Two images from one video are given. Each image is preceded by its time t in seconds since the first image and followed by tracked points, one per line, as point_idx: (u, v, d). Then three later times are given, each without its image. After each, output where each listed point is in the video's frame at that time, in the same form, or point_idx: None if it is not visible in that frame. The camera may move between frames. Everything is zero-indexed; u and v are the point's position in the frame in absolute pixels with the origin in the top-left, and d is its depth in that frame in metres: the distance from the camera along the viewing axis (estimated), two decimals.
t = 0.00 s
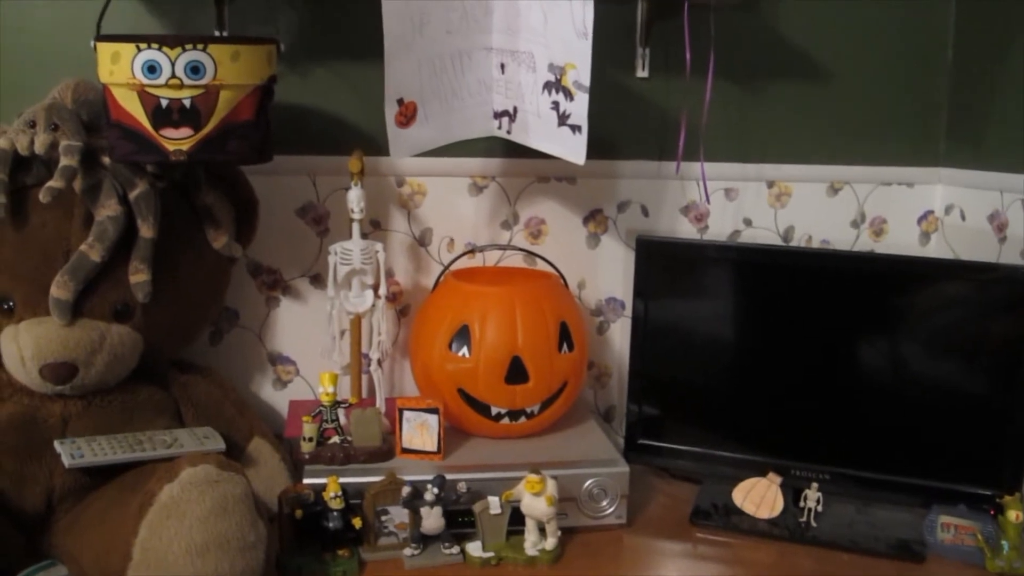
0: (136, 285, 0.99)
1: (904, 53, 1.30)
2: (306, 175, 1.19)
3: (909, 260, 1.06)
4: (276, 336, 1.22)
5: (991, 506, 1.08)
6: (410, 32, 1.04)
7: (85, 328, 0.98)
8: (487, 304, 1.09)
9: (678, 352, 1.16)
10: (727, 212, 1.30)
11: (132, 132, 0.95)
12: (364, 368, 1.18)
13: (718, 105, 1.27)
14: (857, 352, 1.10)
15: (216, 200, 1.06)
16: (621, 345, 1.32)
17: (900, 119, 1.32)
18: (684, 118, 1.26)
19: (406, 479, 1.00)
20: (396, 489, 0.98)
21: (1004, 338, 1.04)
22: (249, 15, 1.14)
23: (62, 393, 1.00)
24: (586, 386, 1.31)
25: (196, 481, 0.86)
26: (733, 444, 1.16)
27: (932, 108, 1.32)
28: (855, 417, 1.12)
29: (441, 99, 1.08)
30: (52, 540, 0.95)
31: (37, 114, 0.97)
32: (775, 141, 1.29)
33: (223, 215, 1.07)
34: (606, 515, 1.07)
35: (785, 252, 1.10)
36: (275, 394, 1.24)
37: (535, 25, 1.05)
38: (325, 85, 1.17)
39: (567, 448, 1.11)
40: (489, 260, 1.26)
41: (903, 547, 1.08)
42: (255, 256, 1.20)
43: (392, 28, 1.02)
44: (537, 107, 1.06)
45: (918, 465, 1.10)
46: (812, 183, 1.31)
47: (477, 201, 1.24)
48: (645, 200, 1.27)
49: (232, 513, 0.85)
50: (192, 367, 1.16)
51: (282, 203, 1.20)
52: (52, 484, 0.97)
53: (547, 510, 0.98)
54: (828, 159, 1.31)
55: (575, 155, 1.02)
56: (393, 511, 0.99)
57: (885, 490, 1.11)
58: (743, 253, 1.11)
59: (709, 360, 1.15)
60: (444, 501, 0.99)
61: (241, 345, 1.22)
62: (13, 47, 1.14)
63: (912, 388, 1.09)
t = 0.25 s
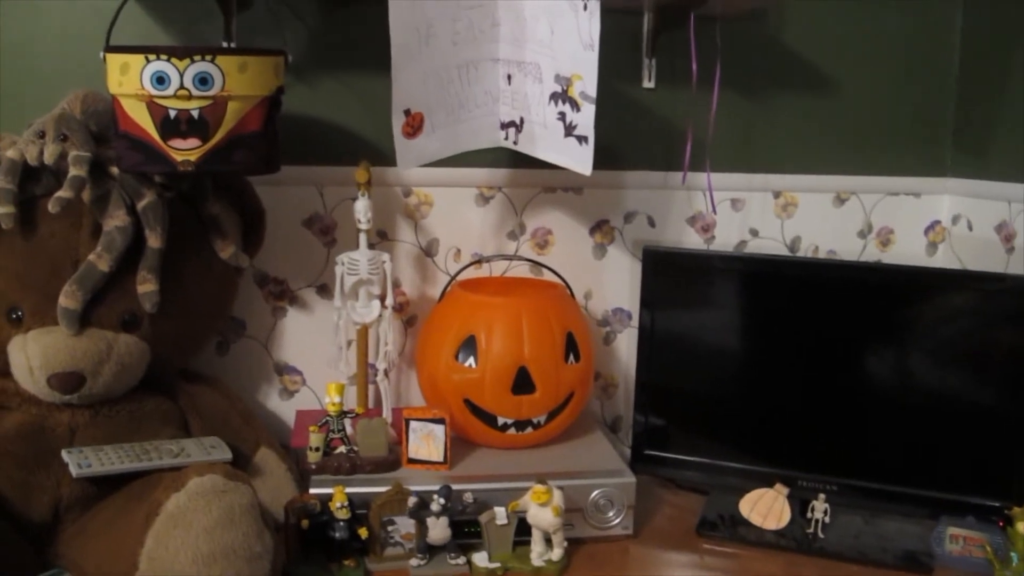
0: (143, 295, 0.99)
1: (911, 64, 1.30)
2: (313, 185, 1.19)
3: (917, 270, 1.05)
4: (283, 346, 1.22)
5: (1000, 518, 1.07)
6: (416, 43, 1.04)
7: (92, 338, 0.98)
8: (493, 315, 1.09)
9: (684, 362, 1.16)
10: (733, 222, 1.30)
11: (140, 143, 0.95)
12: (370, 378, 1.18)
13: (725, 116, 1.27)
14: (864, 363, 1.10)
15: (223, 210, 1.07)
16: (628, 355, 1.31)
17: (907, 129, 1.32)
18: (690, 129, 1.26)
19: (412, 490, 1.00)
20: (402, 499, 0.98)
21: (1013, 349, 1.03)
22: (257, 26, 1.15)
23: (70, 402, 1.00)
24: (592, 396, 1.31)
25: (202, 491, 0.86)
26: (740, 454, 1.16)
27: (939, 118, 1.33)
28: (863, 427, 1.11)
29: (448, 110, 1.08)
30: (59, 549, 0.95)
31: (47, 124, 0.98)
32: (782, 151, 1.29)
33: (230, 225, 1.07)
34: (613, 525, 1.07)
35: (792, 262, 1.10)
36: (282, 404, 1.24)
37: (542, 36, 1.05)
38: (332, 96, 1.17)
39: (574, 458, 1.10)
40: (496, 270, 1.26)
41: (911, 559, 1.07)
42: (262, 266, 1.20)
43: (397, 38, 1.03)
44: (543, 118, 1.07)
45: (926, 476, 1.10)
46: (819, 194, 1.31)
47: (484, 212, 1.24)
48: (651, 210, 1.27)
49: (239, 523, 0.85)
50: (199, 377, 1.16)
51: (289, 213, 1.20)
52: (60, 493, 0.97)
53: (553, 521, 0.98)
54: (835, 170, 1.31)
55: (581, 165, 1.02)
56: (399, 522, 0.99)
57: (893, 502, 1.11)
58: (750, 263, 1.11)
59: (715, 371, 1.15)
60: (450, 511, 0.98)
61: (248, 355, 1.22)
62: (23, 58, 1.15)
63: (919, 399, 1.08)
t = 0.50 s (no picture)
0: (152, 306, 0.99)
1: (919, 75, 1.31)
2: (321, 196, 1.20)
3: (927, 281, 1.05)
4: (290, 357, 1.22)
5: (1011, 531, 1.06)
6: (425, 55, 1.04)
7: (101, 348, 0.99)
8: (501, 326, 1.09)
9: (692, 373, 1.16)
10: (741, 234, 1.30)
11: (150, 154, 0.96)
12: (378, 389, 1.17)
13: (732, 127, 1.27)
14: (873, 374, 1.09)
15: (231, 221, 1.07)
16: (635, 366, 1.31)
17: (915, 140, 1.32)
18: (698, 140, 1.26)
19: (420, 501, 0.99)
20: (410, 510, 0.98)
21: None
22: (266, 39, 1.16)
23: (79, 413, 1.00)
24: (600, 407, 1.31)
25: (211, 501, 0.86)
26: (749, 466, 1.15)
27: (947, 130, 1.33)
28: (873, 439, 1.10)
29: (456, 122, 1.08)
30: (67, 559, 0.95)
31: (57, 135, 0.98)
32: (790, 162, 1.29)
33: (238, 235, 1.08)
34: (621, 537, 1.06)
35: (801, 273, 1.10)
36: (289, 414, 1.24)
37: (550, 48, 1.06)
38: (341, 107, 1.18)
39: (582, 470, 1.10)
40: (504, 281, 1.26)
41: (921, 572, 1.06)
42: (270, 277, 1.21)
43: (407, 50, 1.03)
44: (551, 129, 1.07)
45: (937, 489, 1.09)
46: (827, 205, 1.31)
47: (492, 223, 1.24)
48: (659, 221, 1.27)
49: (247, 532, 0.85)
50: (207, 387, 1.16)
51: (297, 224, 1.20)
52: (68, 503, 0.97)
53: (561, 532, 0.97)
54: (843, 181, 1.31)
55: (588, 177, 1.02)
56: (407, 533, 0.98)
57: (904, 514, 1.10)
58: (758, 274, 1.11)
59: (724, 382, 1.15)
60: (458, 523, 0.98)
61: (255, 365, 1.22)
62: (34, 70, 1.16)
63: (930, 411, 1.08)
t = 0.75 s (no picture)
0: (159, 323, 1.00)
1: (924, 95, 1.31)
2: (328, 215, 1.20)
3: (934, 300, 1.05)
4: (297, 375, 1.22)
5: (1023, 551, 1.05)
6: (432, 74, 1.05)
7: (108, 365, 0.99)
8: (508, 345, 1.09)
9: (699, 391, 1.15)
10: (747, 252, 1.30)
11: (158, 172, 0.96)
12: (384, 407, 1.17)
13: (738, 145, 1.27)
14: (881, 393, 1.09)
15: (240, 239, 1.08)
16: (642, 384, 1.31)
17: (921, 159, 1.32)
18: (704, 159, 1.26)
19: (426, 519, 0.99)
20: (416, 529, 0.97)
21: None
22: (275, 58, 1.17)
23: (86, 430, 1.00)
24: (607, 426, 1.30)
25: (217, 519, 0.87)
26: (756, 485, 1.15)
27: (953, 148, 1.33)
28: (881, 457, 1.10)
29: (463, 141, 1.09)
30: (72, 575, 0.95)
31: (66, 153, 0.99)
32: (795, 180, 1.30)
33: (246, 253, 1.08)
34: (628, 556, 1.05)
35: (807, 292, 1.10)
36: (295, 432, 1.24)
37: (556, 67, 1.06)
38: (349, 126, 1.19)
39: (588, 489, 1.09)
40: (510, 299, 1.26)
41: None
42: (277, 295, 1.21)
43: (413, 71, 1.04)
44: (558, 148, 1.07)
45: (947, 508, 1.08)
46: (833, 222, 1.31)
47: (498, 241, 1.24)
48: (665, 239, 1.27)
49: (253, 550, 0.86)
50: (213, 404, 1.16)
51: (304, 242, 1.21)
52: (74, 520, 0.98)
53: (567, 551, 0.96)
54: (848, 199, 1.31)
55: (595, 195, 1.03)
56: (413, 552, 0.96)
57: (913, 534, 1.09)
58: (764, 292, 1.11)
59: (730, 400, 1.14)
60: (464, 541, 0.97)
61: (261, 383, 1.22)
62: (45, 89, 1.17)
63: (938, 429, 1.07)
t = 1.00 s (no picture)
0: (167, 342, 1.00)
1: (930, 114, 1.32)
2: (336, 234, 1.21)
3: (941, 318, 1.05)
4: (304, 394, 1.22)
5: None
6: (440, 95, 1.06)
7: (116, 384, 1.00)
8: (515, 364, 1.09)
9: (707, 411, 1.15)
10: (754, 271, 1.30)
11: (168, 192, 0.97)
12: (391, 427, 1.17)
13: (745, 165, 1.28)
14: (889, 412, 1.09)
15: (247, 258, 1.08)
16: (649, 404, 1.30)
17: (928, 178, 1.33)
18: (711, 179, 1.27)
19: (433, 540, 0.98)
20: (423, 548, 0.97)
21: None
22: (284, 79, 1.18)
23: (93, 448, 1.01)
24: (614, 446, 1.29)
25: (223, 539, 0.87)
26: (764, 505, 1.14)
27: (959, 168, 1.33)
28: (890, 477, 1.09)
29: (470, 161, 1.09)
30: None
31: (77, 173, 1.00)
32: (802, 200, 1.30)
33: (254, 274, 1.08)
34: None
35: (815, 311, 1.10)
36: (302, 451, 1.23)
37: (563, 88, 1.07)
38: (357, 146, 1.20)
39: (595, 509, 1.09)
40: (517, 319, 1.26)
41: None
42: (285, 314, 1.21)
43: (421, 91, 1.06)
44: (564, 168, 1.08)
45: (958, 529, 1.07)
46: (840, 242, 1.31)
47: (505, 261, 1.24)
48: (672, 259, 1.28)
49: (258, 571, 0.85)
50: (220, 423, 1.16)
51: (312, 261, 1.21)
52: (81, 538, 0.99)
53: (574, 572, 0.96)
54: (855, 219, 1.31)
55: (602, 216, 1.05)
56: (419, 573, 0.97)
57: (924, 556, 1.07)
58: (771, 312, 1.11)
59: (738, 420, 1.14)
60: (471, 562, 0.96)
61: (269, 402, 1.22)
62: (57, 110, 1.18)
63: (948, 449, 1.06)
